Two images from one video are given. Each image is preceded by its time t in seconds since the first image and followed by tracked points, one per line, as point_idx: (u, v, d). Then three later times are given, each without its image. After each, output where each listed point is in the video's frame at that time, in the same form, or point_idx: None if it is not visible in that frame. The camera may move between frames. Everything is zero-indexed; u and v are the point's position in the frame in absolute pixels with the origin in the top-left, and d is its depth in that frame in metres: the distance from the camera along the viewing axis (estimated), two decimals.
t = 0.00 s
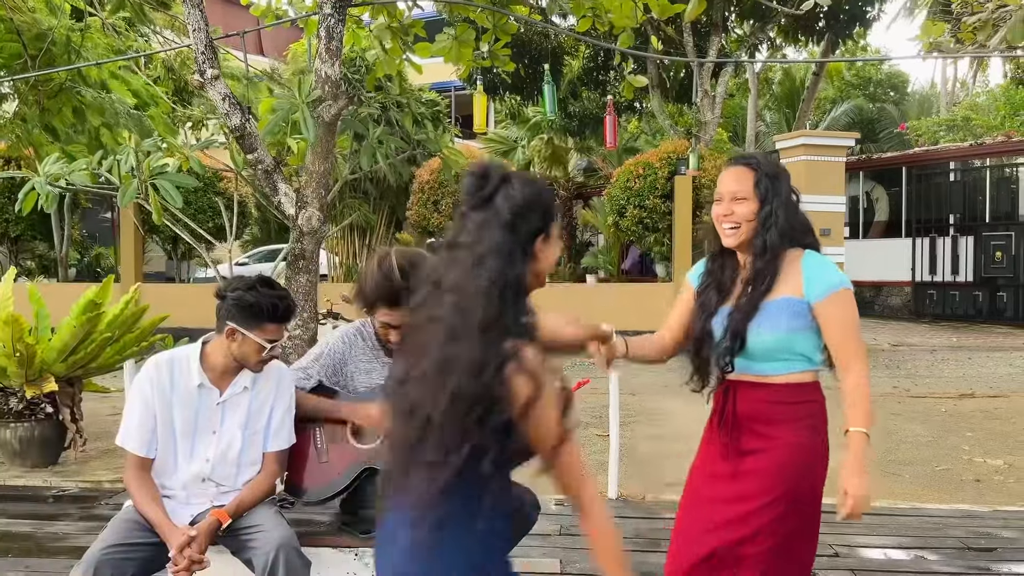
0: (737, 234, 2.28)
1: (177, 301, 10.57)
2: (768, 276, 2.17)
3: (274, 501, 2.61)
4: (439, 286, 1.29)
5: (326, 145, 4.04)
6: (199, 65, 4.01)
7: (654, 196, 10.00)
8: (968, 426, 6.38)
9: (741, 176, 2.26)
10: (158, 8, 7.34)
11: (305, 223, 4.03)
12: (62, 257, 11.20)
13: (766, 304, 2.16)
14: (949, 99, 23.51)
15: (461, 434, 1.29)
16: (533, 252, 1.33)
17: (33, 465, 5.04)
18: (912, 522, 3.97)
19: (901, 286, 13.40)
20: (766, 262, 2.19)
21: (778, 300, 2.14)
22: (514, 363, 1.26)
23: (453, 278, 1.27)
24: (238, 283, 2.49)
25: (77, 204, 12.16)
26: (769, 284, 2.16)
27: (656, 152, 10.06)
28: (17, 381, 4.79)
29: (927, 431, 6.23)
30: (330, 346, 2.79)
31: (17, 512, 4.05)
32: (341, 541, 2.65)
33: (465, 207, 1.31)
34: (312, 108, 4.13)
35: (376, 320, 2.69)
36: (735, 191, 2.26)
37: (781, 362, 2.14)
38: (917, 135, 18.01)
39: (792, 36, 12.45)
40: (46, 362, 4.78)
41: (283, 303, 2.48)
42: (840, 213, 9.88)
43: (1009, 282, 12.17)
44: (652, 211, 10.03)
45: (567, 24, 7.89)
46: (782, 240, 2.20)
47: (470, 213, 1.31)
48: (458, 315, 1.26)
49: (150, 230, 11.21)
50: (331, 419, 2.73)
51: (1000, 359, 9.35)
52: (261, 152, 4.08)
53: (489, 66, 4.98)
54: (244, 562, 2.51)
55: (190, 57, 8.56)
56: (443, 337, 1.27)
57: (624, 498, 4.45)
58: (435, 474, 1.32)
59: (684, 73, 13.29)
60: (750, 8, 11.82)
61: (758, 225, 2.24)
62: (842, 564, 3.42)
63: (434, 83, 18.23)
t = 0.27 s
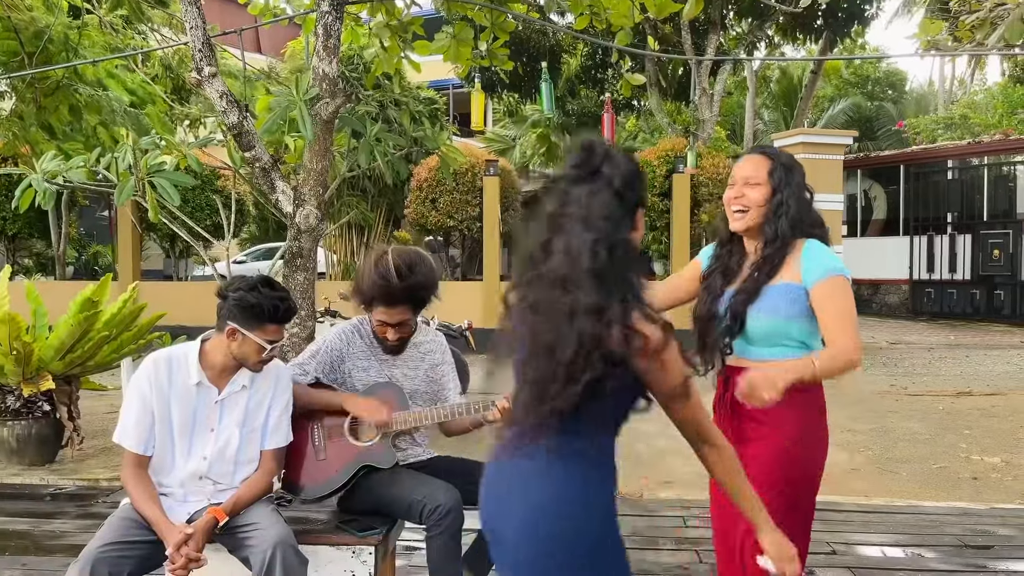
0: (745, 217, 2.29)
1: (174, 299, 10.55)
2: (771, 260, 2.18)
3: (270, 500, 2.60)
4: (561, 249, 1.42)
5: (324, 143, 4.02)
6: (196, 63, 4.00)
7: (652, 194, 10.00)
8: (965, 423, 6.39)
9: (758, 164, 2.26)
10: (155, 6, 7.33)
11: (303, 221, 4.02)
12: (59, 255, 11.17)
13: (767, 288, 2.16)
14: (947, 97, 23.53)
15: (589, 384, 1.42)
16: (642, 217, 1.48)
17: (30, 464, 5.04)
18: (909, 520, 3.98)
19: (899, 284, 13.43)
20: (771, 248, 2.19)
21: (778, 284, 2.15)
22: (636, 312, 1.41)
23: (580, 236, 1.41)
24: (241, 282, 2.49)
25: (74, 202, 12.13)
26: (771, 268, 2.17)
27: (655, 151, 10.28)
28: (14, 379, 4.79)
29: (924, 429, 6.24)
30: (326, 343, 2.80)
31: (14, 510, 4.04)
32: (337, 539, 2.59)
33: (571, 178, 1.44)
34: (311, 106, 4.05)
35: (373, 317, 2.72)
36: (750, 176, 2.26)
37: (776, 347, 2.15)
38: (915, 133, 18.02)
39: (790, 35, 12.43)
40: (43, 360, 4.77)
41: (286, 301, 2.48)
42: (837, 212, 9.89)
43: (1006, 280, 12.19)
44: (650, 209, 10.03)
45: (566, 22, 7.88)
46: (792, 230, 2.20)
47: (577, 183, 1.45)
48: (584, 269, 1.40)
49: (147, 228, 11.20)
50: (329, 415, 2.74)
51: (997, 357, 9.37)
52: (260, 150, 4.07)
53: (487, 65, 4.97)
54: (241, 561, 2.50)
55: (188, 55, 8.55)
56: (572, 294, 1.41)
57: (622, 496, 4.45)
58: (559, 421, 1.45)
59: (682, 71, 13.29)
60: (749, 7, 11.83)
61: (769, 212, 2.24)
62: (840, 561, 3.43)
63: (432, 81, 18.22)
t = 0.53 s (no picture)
0: (743, 244, 2.25)
1: (172, 298, 10.55)
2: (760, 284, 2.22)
3: (267, 498, 2.61)
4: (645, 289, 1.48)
5: (321, 142, 4.02)
6: (194, 61, 3.99)
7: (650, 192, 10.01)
8: (962, 422, 6.40)
9: (745, 191, 2.24)
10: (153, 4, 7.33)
11: (300, 219, 4.03)
12: (56, 253, 11.16)
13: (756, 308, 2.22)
14: (944, 96, 23.56)
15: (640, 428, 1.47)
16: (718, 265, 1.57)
17: (27, 462, 5.04)
18: (906, 518, 3.98)
19: (896, 283, 13.59)
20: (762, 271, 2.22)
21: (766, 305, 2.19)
22: (706, 359, 1.48)
23: (669, 286, 1.46)
24: (243, 280, 2.49)
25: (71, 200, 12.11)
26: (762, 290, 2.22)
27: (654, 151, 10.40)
28: (11, 378, 4.78)
29: (921, 427, 6.26)
30: (323, 344, 2.82)
31: (11, 509, 4.04)
32: (334, 538, 2.59)
33: (668, 225, 1.50)
34: (307, 104, 4.03)
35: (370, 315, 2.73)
36: (738, 203, 2.23)
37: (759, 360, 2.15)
38: (913, 132, 18.03)
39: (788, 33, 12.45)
40: (40, 359, 4.76)
41: (286, 304, 2.47)
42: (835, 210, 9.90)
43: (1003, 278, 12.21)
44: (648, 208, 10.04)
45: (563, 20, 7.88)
46: (782, 249, 2.20)
47: (673, 226, 1.50)
48: (667, 321, 1.45)
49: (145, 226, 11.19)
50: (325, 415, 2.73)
51: (994, 355, 9.39)
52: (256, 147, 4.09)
53: (485, 62, 4.97)
54: (237, 559, 2.51)
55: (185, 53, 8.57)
56: (648, 335, 1.46)
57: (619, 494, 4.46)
58: (607, 452, 1.50)
59: (680, 69, 13.30)
60: (746, 5, 11.85)
61: (760, 235, 2.23)
62: (837, 559, 3.44)
63: (430, 79, 18.21)
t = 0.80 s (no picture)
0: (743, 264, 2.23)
1: (169, 296, 10.54)
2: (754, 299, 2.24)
3: (263, 496, 2.61)
4: (724, 247, 1.53)
5: (318, 139, 4.00)
6: (191, 58, 3.98)
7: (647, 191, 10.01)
8: (958, 420, 6.41)
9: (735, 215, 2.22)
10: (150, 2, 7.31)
11: (297, 217, 4.03)
12: (53, 251, 11.14)
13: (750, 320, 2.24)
14: (942, 94, 23.56)
15: (716, 388, 1.48)
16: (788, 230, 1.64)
17: (24, 460, 5.04)
18: (902, 515, 3.99)
19: (893, 281, 13.57)
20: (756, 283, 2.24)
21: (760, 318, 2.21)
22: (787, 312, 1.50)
23: (746, 245, 1.52)
24: (246, 280, 2.49)
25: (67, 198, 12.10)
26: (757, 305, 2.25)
27: (650, 147, 10.22)
28: (8, 376, 4.78)
29: (918, 425, 6.26)
30: (321, 340, 2.83)
31: (7, 507, 4.04)
32: (331, 535, 2.59)
33: (745, 187, 1.59)
34: (305, 101, 4.02)
35: (373, 300, 2.78)
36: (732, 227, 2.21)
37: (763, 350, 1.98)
38: (910, 130, 18.04)
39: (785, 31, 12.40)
40: (36, 357, 4.76)
41: (287, 307, 2.46)
42: (832, 208, 9.90)
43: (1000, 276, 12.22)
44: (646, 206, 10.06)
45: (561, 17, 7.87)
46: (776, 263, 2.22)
47: (751, 191, 1.59)
48: (750, 276, 1.49)
49: (141, 224, 11.18)
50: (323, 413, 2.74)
51: (991, 353, 9.40)
52: (253, 144, 4.07)
53: (482, 60, 4.96)
54: (233, 556, 2.50)
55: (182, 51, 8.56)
56: (729, 291, 1.49)
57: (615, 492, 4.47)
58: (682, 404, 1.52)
59: (678, 68, 13.29)
60: (744, 3, 11.85)
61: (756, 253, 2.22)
62: (833, 556, 3.44)
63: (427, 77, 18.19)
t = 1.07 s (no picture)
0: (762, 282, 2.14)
1: (166, 294, 10.53)
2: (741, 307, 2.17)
3: (263, 495, 2.61)
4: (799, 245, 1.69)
5: (316, 138, 4.00)
6: (188, 56, 3.98)
7: (645, 189, 10.03)
8: (955, 418, 6.42)
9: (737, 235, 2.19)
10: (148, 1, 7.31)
11: (295, 216, 4.03)
12: (50, 250, 11.12)
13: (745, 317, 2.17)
14: (939, 94, 23.59)
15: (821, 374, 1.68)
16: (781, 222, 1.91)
17: (20, 459, 5.03)
18: (899, 514, 4.00)
19: (891, 280, 13.46)
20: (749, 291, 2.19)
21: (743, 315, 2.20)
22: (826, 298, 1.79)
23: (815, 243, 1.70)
24: (250, 284, 2.49)
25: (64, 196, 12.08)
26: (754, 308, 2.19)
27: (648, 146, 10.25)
28: (4, 375, 4.77)
29: (915, 424, 6.28)
30: (320, 335, 2.84)
31: (4, 506, 4.03)
32: (329, 534, 2.59)
33: (784, 187, 1.73)
34: (303, 100, 4.02)
35: (377, 283, 2.81)
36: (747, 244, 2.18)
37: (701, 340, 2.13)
38: (907, 129, 18.06)
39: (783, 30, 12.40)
40: (33, 356, 4.75)
41: (289, 312, 2.45)
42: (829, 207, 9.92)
43: (997, 275, 12.24)
44: (643, 205, 10.07)
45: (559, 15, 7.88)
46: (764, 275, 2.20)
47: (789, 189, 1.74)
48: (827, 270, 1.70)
49: (138, 223, 11.16)
50: (321, 409, 2.73)
51: (988, 352, 9.41)
52: (251, 143, 4.07)
53: (480, 59, 4.95)
54: (232, 554, 2.50)
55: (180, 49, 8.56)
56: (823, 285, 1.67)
57: (614, 490, 4.47)
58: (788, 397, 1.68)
59: (676, 66, 13.29)
60: (742, 2, 11.86)
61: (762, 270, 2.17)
62: (830, 555, 3.45)
63: (425, 75, 18.18)
